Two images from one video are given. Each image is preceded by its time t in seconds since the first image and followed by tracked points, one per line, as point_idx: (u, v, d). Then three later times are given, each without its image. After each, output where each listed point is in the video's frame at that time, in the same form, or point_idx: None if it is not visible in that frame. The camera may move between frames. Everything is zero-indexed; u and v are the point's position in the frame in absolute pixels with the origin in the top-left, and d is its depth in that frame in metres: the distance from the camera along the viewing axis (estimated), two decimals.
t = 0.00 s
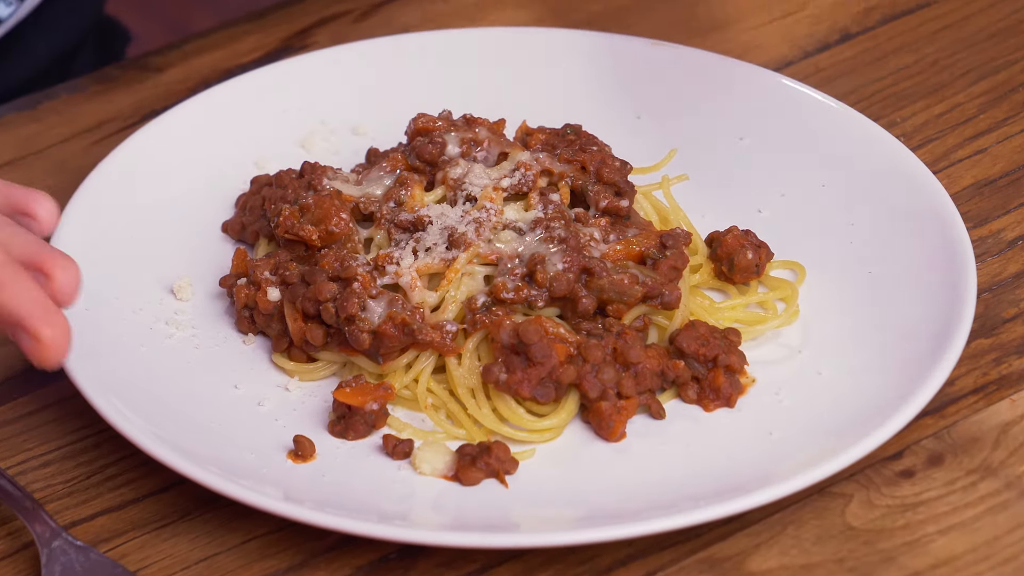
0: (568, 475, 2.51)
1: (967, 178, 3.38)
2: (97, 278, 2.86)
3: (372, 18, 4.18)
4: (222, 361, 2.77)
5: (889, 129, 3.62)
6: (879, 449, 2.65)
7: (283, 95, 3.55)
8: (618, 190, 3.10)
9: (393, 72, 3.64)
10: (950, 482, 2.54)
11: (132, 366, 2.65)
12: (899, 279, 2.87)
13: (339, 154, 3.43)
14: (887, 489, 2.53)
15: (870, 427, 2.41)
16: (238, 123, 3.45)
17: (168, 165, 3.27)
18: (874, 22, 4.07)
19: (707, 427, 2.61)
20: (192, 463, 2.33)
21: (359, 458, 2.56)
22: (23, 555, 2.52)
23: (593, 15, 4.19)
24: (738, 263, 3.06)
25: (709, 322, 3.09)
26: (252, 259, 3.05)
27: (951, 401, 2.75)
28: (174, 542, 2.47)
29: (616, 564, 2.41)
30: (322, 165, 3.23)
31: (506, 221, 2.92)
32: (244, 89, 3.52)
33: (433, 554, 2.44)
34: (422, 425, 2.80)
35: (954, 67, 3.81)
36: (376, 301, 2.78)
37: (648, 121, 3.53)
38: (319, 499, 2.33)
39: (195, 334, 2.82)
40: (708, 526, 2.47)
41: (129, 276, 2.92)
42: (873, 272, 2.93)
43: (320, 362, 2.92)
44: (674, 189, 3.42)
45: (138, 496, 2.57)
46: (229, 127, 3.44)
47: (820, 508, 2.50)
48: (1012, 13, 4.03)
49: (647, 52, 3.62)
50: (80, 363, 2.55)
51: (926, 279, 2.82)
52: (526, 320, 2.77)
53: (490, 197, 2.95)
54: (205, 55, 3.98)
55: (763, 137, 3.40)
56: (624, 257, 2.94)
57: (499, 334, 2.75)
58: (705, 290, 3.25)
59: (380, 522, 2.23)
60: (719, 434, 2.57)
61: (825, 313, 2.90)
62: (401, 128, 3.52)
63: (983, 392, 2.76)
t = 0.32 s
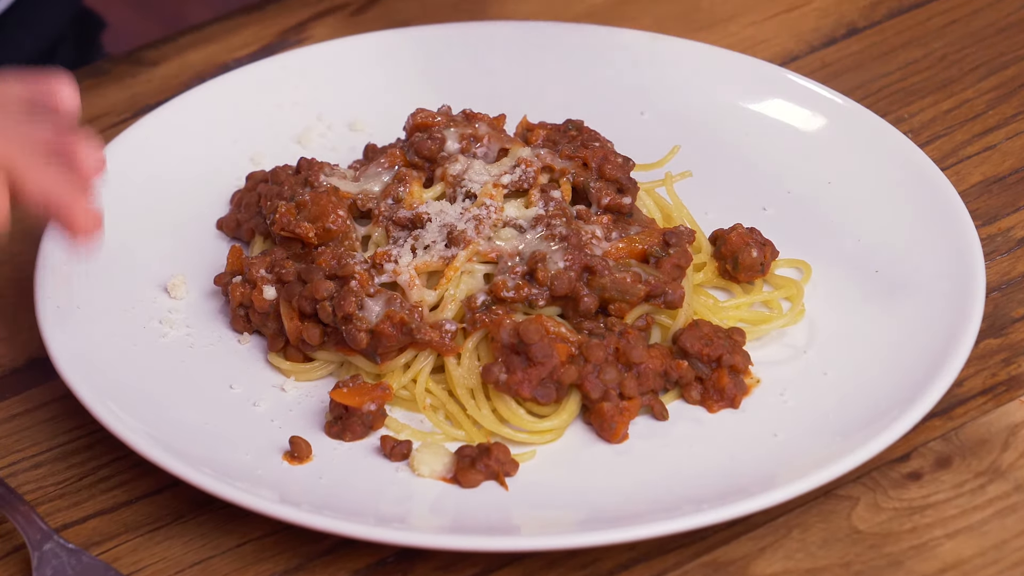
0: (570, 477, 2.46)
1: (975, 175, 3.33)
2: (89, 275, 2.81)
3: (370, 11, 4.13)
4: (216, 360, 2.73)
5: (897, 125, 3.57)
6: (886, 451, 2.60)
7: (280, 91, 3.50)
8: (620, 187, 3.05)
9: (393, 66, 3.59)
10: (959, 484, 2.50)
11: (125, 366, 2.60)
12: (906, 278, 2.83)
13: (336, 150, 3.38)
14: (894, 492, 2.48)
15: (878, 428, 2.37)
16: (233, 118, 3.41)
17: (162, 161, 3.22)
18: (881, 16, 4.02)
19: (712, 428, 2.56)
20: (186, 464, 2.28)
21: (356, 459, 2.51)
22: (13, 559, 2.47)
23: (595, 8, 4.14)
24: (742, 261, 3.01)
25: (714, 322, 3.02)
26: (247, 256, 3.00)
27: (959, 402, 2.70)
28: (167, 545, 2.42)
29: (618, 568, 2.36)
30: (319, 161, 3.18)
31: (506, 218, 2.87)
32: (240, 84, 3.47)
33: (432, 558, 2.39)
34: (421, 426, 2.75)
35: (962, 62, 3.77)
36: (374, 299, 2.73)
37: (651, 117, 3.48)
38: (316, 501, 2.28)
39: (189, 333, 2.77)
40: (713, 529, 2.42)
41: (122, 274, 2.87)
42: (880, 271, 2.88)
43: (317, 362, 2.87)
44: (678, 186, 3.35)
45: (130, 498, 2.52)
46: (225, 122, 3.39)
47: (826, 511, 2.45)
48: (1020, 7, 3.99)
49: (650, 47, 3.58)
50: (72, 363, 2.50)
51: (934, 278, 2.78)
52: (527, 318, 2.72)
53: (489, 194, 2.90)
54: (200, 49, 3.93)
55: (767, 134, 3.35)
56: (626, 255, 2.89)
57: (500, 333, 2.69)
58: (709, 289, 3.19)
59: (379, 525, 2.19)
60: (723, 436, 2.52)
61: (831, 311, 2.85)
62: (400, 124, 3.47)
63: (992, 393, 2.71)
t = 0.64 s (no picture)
0: (571, 479, 2.41)
1: (983, 172, 3.28)
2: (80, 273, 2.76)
3: (368, 5, 4.08)
4: (211, 360, 2.68)
5: (903, 121, 3.52)
6: (892, 453, 2.56)
7: (277, 86, 3.46)
8: (621, 184, 3.01)
9: (392, 61, 3.55)
10: (966, 487, 2.45)
11: (118, 366, 2.55)
12: (912, 277, 2.78)
13: (333, 146, 3.33)
14: (900, 494, 2.44)
15: (884, 429, 2.32)
16: (228, 114, 3.36)
17: (157, 158, 3.17)
18: (887, 10, 3.98)
19: (715, 429, 2.52)
20: (180, 466, 2.24)
21: (353, 460, 2.47)
22: (4, 562, 2.42)
23: (597, 3, 4.09)
24: (746, 260, 2.97)
25: (717, 321, 2.98)
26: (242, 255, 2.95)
27: (966, 403, 2.65)
28: (160, 548, 2.37)
29: (619, 571, 2.31)
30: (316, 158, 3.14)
31: (506, 215, 2.82)
32: (236, 79, 3.43)
33: (429, 561, 2.34)
34: (418, 427, 2.70)
35: (970, 57, 3.72)
36: (371, 298, 2.69)
37: (653, 112, 3.43)
38: (311, 503, 2.24)
39: (182, 333, 2.73)
40: (716, 532, 2.37)
41: (115, 273, 2.83)
42: (886, 269, 2.83)
43: (313, 361, 2.83)
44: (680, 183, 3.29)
45: (123, 501, 2.47)
46: (220, 118, 3.34)
47: (830, 514, 2.40)
48: None
49: (653, 41, 3.54)
50: (64, 364, 2.45)
51: (942, 277, 2.73)
52: (526, 318, 2.67)
53: (489, 191, 2.86)
54: (194, 44, 3.88)
55: (772, 130, 3.31)
56: (628, 253, 2.85)
57: (499, 333, 2.65)
58: (711, 288, 3.13)
59: (375, 528, 2.14)
60: (727, 437, 2.47)
61: (836, 311, 2.80)
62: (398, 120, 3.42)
63: (1000, 393, 2.66)
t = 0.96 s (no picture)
0: (572, 481, 2.37)
1: (992, 169, 3.24)
2: (74, 271, 2.72)
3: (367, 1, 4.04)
4: (207, 361, 2.64)
5: (911, 117, 3.48)
6: (899, 454, 2.51)
7: (274, 82, 3.42)
8: (624, 182, 2.97)
9: (392, 57, 3.51)
10: (974, 489, 2.41)
11: (112, 366, 2.51)
12: (919, 277, 2.74)
13: (331, 144, 3.30)
14: (907, 497, 2.40)
15: (892, 430, 2.28)
16: (225, 111, 3.32)
17: (152, 155, 3.13)
18: (894, 5, 3.94)
19: (718, 430, 2.48)
20: (175, 468, 2.20)
21: (351, 462, 2.43)
22: None
23: None
24: (750, 259, 2.93)
25: (721, 321, 2.94)
26: (239, 254, 2.91)
27: (974, 404, 2.61)
28: (155, 552, 2.33)
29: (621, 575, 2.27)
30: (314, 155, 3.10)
31: (506, 214, 2.79)
32: (233, 75, 3.39)
33: (429, 565, 2.30)
34: (418, 429, 2.66)
35: (978, 53, 3.68)
36: (370, 298, 2.65)
37: (656, 109, 3.39)
38: (309, 505, 2.20)
39: (178, 333, 2.69)
40: (720, 535, 2.33)
41: (110, 272, 2.79)
42: (893, 269, 2.79)
43: (311, 362, 2.79)
44: (683, 180, 3.28)
45: (118, 504, 2.43)
46: (216, 115, 3.31)
47: (836, 517, 2.36)
48: None
49: (656, 36, 3.50)
50: (58, 364, 2.41)
51: (950, 276, 2.69)
52: (527, 317, 2.62)
53: (489, 188, 2.82)
54: (190, 39, 3.84)
55: (778, 126, 3.27)
56: (630, 252, 2.81)
57: (499, 333, 2.61)
58: (716, 287, 3.11)
59: (374, 531, 2.10)
60: (731, 438, 2.43)
61: (841, 311, 2.76)
62: (397, 116, 3.38)
63: (1009, 394, 2.62)
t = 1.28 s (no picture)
0: (575, 484, 2.33)
1: (1000, 167, 3.20)
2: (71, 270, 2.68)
3: None
4: (205, 362, 2.61)
5: (918, 115, 3.44)
6: (906, 457, 2.48)
7: (274, 79, 3.39)
8: (627, 180, 2.93)
9: (393, 54, 3.47)
10: (983, 492, 2.37)
11: (109, 367, 2.48)
12: (926, 277, 2.70)
13: (329, 141, 3.26)
14: (915, 500, 2.36)
15: (900, 432, 2.24)
16: (223, 108, 3.29)
17: (149, 153, 3.10)
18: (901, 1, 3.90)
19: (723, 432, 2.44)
20: (173, 471, 2.17)
21: (351, 464, 2.39)
22: None
23: None
24: (755, 258, 2.89)
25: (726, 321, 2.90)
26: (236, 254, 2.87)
27: (982, 405, 2.58)
28: (152, 555, 2.29)
29: None
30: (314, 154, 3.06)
31: (508, 213, 2.75)
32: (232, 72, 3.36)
33: (429, 569, 2.27)
34: (418, 431, 2.63)
35: (986, 50, 3.65)
36: (370, 298, 2.61)
37: (660, 106, 3.36)
38: (308, 509, 2.16)
39: (176, 333, 2.66)
40: (725, 538, 2.30)
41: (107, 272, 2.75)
42: (899, 269, 2.75)
43: (310, 363, 2.75)
44: (688, 178, 3.22)
45: (115, 507, 2.40)
46: (214, 112, 3.27)
47: (842, 520, 2.32)
48: None
49: (660, 33, 3.47)
50: (53, 364, 2.38)
51: (958, 277, 2.65)
52: (529, 318, 2.58)
53: (491, 187, 2.79)
54: (186, 36, 3.81)
55: (783, 125, 3.24)
56: (634, 251, 2.77)
57: (501, 333, 2.57)
58: (721, 287, 3.05)
59: (374, 535, 2.06)
60: (737, 441, 2.39)
61: (847, 312, 2.72)
62: (398, 114, 3.35)
63: (1018, 396, 2.59)
